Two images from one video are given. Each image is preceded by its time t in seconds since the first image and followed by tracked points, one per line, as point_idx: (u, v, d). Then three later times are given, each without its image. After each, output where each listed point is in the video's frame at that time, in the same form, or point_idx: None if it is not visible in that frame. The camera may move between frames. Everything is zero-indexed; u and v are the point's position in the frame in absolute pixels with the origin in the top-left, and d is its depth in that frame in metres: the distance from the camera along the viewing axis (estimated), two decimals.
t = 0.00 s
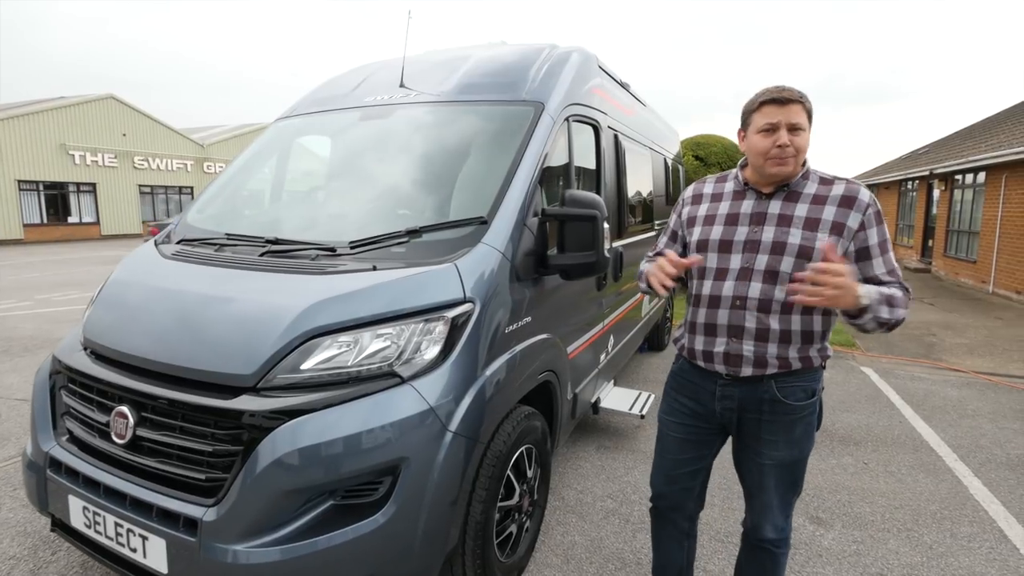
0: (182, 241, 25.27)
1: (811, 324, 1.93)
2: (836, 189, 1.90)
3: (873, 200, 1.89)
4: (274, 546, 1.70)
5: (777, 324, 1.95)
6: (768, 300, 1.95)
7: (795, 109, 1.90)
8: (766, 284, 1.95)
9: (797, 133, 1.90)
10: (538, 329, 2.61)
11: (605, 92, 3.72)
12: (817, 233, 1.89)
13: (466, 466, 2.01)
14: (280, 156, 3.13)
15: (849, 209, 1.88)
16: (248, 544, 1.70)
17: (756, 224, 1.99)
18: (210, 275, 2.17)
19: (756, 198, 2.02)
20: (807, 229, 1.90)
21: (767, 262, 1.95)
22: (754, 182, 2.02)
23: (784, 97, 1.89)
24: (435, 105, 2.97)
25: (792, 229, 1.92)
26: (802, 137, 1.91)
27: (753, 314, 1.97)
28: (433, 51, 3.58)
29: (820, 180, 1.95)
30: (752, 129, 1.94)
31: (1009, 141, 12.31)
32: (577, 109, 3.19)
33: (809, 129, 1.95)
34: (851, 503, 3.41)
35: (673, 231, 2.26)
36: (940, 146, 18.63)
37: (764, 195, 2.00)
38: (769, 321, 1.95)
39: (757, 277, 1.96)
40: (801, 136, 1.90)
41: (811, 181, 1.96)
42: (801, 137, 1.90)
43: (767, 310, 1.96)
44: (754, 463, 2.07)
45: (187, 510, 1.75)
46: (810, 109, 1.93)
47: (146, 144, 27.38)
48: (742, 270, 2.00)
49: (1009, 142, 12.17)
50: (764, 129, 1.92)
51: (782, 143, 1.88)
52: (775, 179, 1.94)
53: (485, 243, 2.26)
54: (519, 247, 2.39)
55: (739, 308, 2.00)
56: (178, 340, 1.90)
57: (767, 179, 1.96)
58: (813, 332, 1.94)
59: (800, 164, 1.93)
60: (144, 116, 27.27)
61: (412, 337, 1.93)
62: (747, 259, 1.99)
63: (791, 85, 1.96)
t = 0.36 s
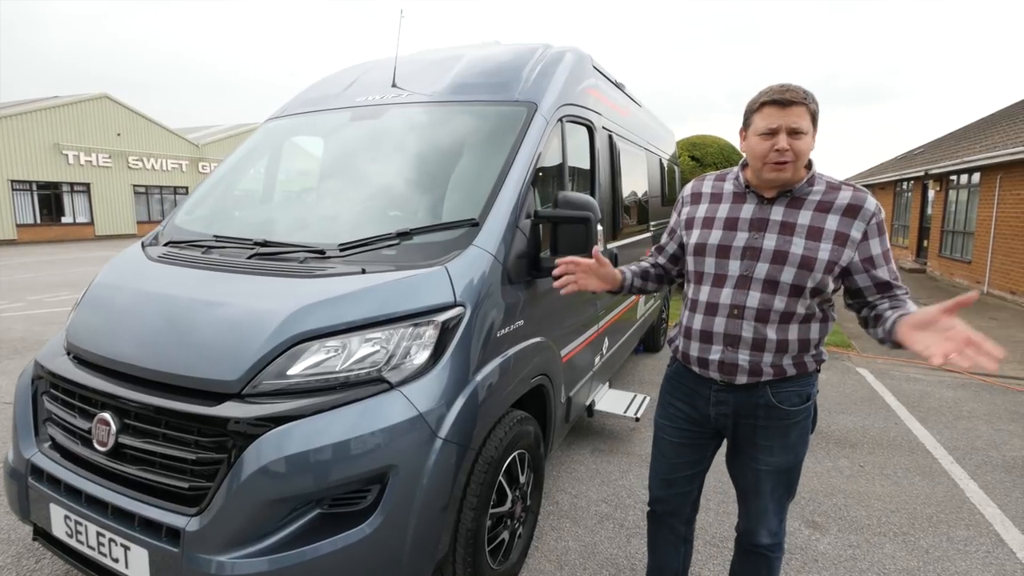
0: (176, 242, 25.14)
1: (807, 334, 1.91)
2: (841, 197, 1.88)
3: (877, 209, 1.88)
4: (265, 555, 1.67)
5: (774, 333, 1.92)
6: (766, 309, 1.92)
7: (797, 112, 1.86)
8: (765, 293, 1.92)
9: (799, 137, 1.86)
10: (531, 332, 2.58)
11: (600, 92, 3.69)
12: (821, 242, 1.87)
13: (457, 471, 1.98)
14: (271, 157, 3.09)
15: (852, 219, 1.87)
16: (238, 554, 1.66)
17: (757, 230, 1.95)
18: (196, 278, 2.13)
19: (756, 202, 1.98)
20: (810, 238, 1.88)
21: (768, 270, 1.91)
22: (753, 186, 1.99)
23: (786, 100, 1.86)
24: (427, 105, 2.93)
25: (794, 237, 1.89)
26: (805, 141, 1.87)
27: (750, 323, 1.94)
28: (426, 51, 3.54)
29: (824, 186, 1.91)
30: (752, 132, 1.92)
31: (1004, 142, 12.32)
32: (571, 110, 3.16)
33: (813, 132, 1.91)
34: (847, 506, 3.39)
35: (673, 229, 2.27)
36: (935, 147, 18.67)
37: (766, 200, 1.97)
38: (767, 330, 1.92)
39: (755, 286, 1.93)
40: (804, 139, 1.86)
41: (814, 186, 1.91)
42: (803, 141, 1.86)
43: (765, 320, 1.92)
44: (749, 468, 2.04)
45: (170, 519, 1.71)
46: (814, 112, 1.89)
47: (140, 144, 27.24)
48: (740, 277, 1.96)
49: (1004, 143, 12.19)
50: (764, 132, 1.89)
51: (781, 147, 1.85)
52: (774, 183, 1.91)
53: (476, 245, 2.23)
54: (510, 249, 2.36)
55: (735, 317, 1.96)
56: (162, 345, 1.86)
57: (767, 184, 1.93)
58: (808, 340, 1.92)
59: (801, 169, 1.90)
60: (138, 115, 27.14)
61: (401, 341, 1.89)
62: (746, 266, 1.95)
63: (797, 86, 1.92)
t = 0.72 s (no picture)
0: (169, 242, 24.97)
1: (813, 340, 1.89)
2: (839, 197, 1.83)
3: (876, 208, 1.83)
4: (250, 569, 1.61)
5: (780, 341, 1.88)
6: (771, 318, 1.88)
7: (788, 110, 1.81)
8: (769, 301, 1.88)
9: (791, 136, 1.82)
10: (524, 336, 2.53)
11: (593, 91, 3.64)
12: (822, 246, 1.82)
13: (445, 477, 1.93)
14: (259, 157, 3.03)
15: (852, 219, 1.82)
16: (220, 566, 1.61)
17: (756, 235, 1.91)
18: (178, 281, 2.07)
19: (754, 205, 1.93)
20: (810, 242, 1.84)
21: (770, 277, 1.87)
22: (749, 189, 1.93)
23: (776, 99, 1.81)
24: (417, 104, 2.88)
25: (795, 241, 1.85)
26: (798, 140, 1.83)
27: (756, 332, 1.90)
28: (417, 49, 3.49)
29: (820, 185, 1.87)
30: (743, 133, 1.87)
31: (997, 142, 12.34)
32: (564, 109, 3.11)
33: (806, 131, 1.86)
34: (843, 510, 3.36)
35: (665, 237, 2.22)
36: (930, 148, 18.71)
37: (762, 203, 1.91)
38: (773, 340, 1.88)
39: (759, 294, 1.89)
40: (796, 139, 1.82)
41: (811, 186, 1.87)
42: (795, 141, 1.81)
43: (770, 328, 1.88)
44: (754, 478, 2.00)
45: (147, 531, 1.66)
46: (805, 111, 1.85)
47: (133, 143, 27.06)
48: (743, 286, 1.91)
49: (998, 144, 12.21)
50: (755, 133, 1.84)
51: (773, 148, 1.81)
52: (768, 186, 1.86)
53: (466, 247, 2.17)
54: (502, 251, 2.30)
55: (741, 328, 1.91)
56: (140, 351, 1.81)
57: (760, 186, 1.87)
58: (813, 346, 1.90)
59: (795, 170, 1.85)
60: (131, 115, 26.96)
61: (388, 346, 1.84)
62: (748, 273, 1.90)
63: (787, 83, 1.87)
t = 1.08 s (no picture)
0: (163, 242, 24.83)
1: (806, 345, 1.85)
2: (833, 199, 1.79)
3: (873, 209, 1.77)
4: None
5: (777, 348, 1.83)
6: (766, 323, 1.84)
7: (752, 112, 1.76)
8: (763, 306, 1.84)
9: (754, 138, 1.77)
10: (517, 340, 2.48)
11: (587, 90, 3.59)
12: (816, 249, 1.77)
13: (435, 487, 1.87)
14: (248, 157, 2.97)
15: (847, 222, 1.77)
16: None
17: (749, 238, 1.87)
18: (160, 285, 2.01)
19: (747, 208, 1.88)
20: (804, 245, 1.79)
21: (763, 281, 1.84)
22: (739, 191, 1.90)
23: (744, 99, 1.79)
24: (408, 103, 2.82)
25: (788, 244, 1.80)
26: (762, 143, 1.76)
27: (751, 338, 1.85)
28: (409, 48, 3.43)
29: (815, 186, 1.82)
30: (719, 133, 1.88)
31: (991, 144, 12.37)
32: (558, 109, 3.06)
33: (779, 133, 1.77)
34: (840, 515, 3.33)
35: (662, 244, 2.14)
36: (924, 149, 18.77)
37: (753, 205, 1.87)
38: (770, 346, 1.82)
39: (753, 299, 1.85)
40: (758, 142, 1.76)
41: (804, 187, 1.82)
42: (756, 144, 1.76)
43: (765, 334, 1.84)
44: (753, 489, 1.95)
45: (125, 545, 1.61)
46: (780, 112, 1.75)
47: (126, 143, 26.89)
48: (736, 291, 1.88)
49: (992, 144, 12.23)
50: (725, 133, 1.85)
51: (732, 150, 1.81)
52: (737, 187, 1.85)
53: (457, 250, 2.12)
54: (494, 254, 2.25)
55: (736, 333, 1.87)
56: (119, 357, 1.76)
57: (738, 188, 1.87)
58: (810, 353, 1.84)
59: (764, 173, 1.78)
60: (124, 114, 26.79)
61: (376, 352, 1.79)
62: (742, 277, 1.87)
63: (771, 83, 1.81)
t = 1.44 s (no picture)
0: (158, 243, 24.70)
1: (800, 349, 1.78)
2: (831, 198, 1.72)
3: (875, 211, 1.69)
4: None
5: (765, 350, 1.78)
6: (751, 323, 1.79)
7: (741, 111, 1.76)
8: (750, 305, 1.79)
9: (741, 137, 1.76)
10: (513, 342, 2.44)
11: (585, 90, 3.55)
12: (805, 248, 1.71)
13: (428, 493, 1.83)
14: (240, 156, 2.92)
15: (843, 222, 1.70)
16: None
17: (740, 236, 1.83)
18: (147, 286, 1.97)
19: (744, 206, 1.86)
20: (793, 244, 1.73)
21: (751, 279, 1.79)
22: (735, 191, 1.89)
23: (737, 97, 1.79)
24: (402, 102, 2.78)
25: (776, 243, 1.76)
26: (749, 142, 1.74)
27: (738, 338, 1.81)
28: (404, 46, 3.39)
29: (816, 186, 1.77)
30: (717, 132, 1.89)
31: (987, 145, 12.40)
32: (555, 108, 3.03)
33: (769, 132, 1.74)
34: (840, 519, 3.34)
35: (664, 244, 2.13)
36: (920, 150, 18.81)
37: (749, 205, 1.85)
38: (757, 347, 1.78)
39: (740, 297, 1.81)
40: (744, 141, 1.75)
41: (804, 187, 1.78)
42: (743, 142, 1.75)
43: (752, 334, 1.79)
44: (744, 498, 1.90)
45: (107, 554, 1.57)
46: (770, 110, 1.73)
47: (122, 143, 26.77)
48: (724, 289, 1.84)
49: (988, 146, 12.27)
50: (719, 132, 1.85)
51: (721, 148, 1.81)
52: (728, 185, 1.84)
53: (452, 250, 2.08)
54: (489, 254, 2.21)
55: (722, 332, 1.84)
56: (102, 361, 1.71)
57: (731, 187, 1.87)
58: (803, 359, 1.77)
59: (750, 173, 1.76)
60: (120, 114, 26.67)
61: (367, 355, 1.74)
62: (730, 276, 1.84)
63: (768, 83, 1.79)
